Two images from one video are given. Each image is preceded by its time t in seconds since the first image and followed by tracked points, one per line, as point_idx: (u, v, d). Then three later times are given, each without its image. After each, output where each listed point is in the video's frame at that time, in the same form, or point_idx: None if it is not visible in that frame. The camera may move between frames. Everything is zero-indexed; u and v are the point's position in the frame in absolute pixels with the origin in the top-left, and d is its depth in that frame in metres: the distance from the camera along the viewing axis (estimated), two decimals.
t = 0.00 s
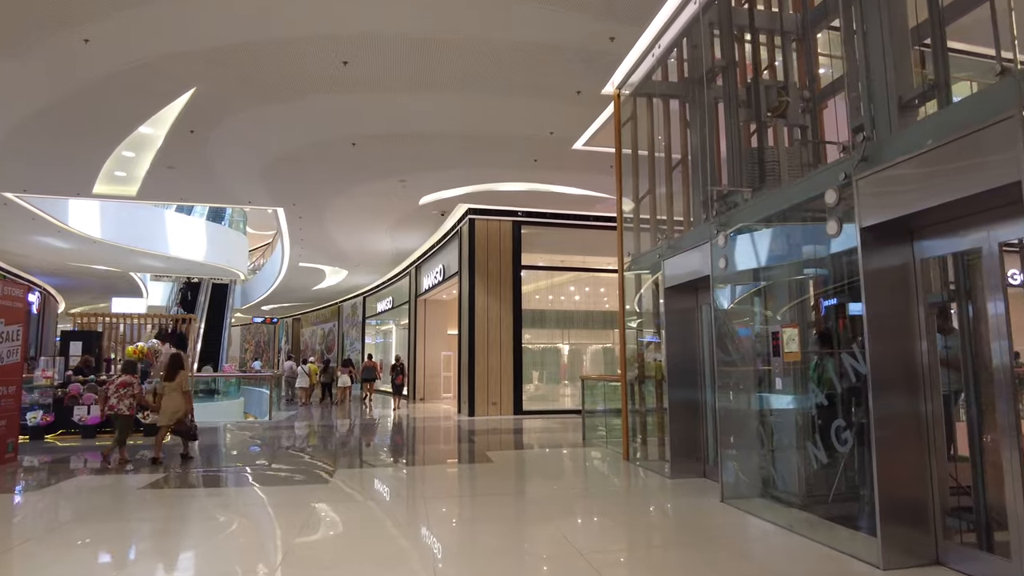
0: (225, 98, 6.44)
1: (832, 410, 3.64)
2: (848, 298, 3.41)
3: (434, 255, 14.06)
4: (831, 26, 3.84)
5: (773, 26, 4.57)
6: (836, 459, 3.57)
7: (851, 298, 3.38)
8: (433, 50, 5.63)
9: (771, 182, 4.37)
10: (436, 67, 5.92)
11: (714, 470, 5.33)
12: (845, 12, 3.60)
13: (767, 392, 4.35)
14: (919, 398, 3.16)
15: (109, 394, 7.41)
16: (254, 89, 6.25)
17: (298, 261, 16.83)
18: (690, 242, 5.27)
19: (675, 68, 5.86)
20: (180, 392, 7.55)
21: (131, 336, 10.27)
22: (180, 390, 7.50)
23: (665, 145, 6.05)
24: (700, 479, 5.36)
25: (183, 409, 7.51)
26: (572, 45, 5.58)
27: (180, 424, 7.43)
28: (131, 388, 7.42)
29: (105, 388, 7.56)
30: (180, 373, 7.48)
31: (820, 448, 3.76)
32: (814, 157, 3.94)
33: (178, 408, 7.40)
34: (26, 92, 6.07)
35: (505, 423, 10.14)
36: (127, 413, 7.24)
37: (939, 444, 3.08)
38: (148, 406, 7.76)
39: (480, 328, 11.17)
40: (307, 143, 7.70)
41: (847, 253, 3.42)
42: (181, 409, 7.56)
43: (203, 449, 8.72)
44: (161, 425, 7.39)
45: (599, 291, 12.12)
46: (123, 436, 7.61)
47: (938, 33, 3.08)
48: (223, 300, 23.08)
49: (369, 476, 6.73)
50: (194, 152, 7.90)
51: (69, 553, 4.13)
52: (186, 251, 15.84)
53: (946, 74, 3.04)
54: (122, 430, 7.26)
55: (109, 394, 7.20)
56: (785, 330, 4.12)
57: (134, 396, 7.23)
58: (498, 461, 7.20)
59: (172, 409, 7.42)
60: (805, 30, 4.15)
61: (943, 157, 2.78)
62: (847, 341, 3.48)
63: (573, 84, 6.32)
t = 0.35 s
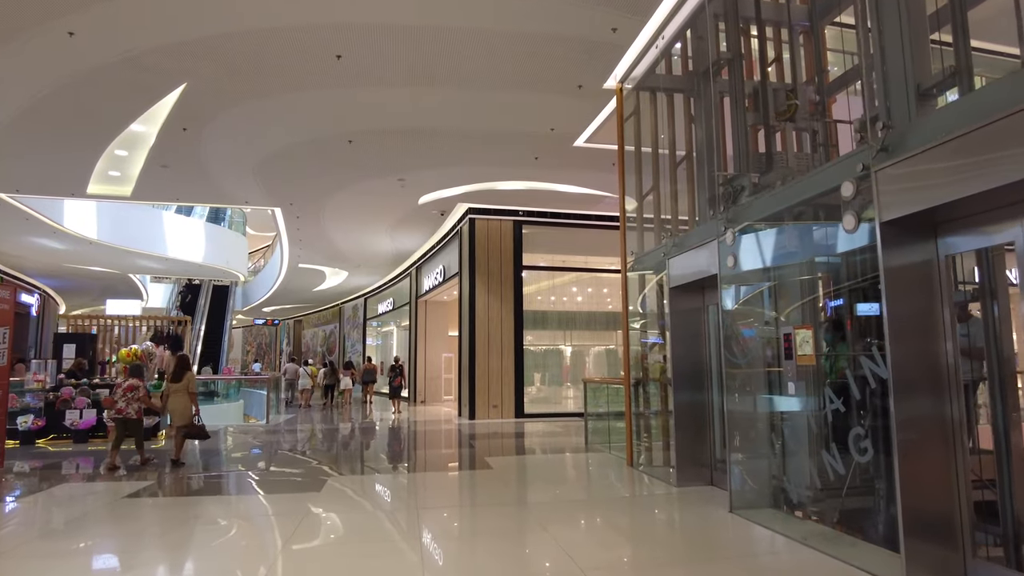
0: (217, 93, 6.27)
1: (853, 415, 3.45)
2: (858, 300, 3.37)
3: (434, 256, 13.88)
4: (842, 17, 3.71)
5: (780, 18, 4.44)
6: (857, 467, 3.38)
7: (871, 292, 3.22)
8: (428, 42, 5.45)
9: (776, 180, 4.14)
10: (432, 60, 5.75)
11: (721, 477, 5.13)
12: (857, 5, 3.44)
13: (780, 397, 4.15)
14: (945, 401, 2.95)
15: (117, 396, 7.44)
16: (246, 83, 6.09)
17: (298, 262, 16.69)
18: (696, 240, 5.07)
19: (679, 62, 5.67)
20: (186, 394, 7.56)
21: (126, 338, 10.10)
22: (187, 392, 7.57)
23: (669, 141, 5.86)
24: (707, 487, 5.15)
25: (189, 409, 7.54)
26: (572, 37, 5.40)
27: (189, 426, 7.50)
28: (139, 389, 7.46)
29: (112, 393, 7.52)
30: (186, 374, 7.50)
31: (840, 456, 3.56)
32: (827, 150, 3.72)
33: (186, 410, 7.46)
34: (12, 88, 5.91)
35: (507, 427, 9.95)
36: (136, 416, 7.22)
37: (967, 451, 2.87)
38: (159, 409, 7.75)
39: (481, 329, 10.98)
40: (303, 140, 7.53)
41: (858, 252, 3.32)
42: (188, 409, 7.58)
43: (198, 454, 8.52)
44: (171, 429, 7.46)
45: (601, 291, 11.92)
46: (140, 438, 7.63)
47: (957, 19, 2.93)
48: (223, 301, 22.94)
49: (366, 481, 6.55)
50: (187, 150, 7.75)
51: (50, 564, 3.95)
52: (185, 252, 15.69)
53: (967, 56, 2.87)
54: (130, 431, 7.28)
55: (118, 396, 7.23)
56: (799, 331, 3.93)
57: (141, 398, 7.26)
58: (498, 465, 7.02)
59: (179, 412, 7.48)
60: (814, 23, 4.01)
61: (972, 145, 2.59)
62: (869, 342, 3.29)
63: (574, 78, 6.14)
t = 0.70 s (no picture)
0: (215, 89, 6.15)
1: (882, 420, 3.27)
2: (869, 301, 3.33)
3: (439, 257, 13.72)
4: (858, 9, 3.57)
5: (792, 11, 4.30)
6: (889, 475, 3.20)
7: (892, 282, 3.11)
8: (430, 35, 5.31)
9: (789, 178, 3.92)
10: (433, 54, 5.59)
11: (735, 484, 4.93)
12: None
13: (801, 400, 3.97)
14: (980, 403, 2.76)
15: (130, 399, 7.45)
16: (245, 79, 5.97)
17: (302, 264, 16.58)
18: (707, 236, 4.88)
19: (689, 55, 5.50)
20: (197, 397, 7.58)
21: (126, 340, 9.99)
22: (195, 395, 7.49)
23: (677, 138, 5.69)
24: (720, 494, 4.95)
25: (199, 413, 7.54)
26: (578, 29, 5.25)
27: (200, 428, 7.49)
28: (153, 393, 7.48)
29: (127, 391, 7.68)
30: (196, 376, 7.52)
31: (868, 463, 3.38)
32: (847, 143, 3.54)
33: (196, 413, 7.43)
34: (7, 85, 5.81)
35: (512, 431, 9.76)
36: (151, 417, 7.34)
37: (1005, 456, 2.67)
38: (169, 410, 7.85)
39: (485, 331, 10.81)
40: (303, 138, 7.40)
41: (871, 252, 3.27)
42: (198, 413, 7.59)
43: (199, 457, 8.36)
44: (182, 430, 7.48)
45: (608, 293, 11.72)
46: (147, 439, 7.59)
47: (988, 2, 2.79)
48: (228, 304, 22.85)
49: (367, 485, 6.39)
50: (187, 149, 7.64)
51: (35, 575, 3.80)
52: (188, 254, 15.60)
53: (998, 40, 2.71)
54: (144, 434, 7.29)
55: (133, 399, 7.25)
56: (819, 331, 3.75)
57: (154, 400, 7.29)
58: (503, 471, 6.83)
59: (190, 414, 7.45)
60: (828, 16, 3.89)
61: (1007, 130, 2.40)
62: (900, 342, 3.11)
63: (580, 72, 5.98)
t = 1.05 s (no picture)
0: (212, 85, 6.01)
1: (910, 428, 3.09)
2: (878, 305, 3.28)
3: (441, 258, 13.56)
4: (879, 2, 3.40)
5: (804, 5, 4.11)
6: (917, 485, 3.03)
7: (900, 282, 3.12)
8: (431, 29, 5.16)
9: (813, 170, 3.71)
10: (436, 48, 5.44)
11: (747, 493, 4.75)
12: None
13: (820, 406, 3.80)
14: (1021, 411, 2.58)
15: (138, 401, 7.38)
16: (243, 74, 5.82)
17: (304, 265, 16.45)
18: (720, 236, 4.70)
19: (698, 49, 5.33)
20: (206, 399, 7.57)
21: (123, 341, 9.83)
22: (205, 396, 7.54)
23: (686, 135, 5.52)
24: (732, 504, 4.78)
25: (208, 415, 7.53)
26: (584, 21, 5.08)
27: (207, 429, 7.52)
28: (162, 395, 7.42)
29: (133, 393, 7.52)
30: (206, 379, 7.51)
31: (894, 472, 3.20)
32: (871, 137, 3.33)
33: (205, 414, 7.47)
34: None
35: (515, 435, 9.59)
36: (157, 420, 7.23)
37: None
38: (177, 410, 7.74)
39: (488, 333, 10.64)
40: (303, 136, 7.26)
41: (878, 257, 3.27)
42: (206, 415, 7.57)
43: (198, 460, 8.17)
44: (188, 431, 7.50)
45: (612, 295, 11.55)
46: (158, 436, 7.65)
47: None
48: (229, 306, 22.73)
49: (366, 491, 6.22)
50: (184, 147, 7.51)
51: None
52: (188, 256, 15.47)
53: None
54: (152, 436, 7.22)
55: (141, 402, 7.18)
56: (841, 334, 3.57)
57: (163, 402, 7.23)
58: (506, 477, 6.66)
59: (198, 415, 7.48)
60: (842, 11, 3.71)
61: None
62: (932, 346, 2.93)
63: (586, 66, 5.82)
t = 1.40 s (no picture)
0: (205, 78, 5.87)
1: (933, 431, 2.94)
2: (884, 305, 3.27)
3: (441, 258, 13.41)
4: None
5: None
6: (941, 493, 2.88)
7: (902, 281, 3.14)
8: (429, 21, 5.02)
9: (823, 151, 3.58)
10: (434, 40, 5.30)
11: (755, 498, 4.59)
12: None
13: (833, 409, 3.64)
14: None
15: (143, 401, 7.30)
16: (236, 67, 5.68)
17: (303, 265, 16.30)
18: (727, 233, 4.55)
19: (704, 40, 5.18)
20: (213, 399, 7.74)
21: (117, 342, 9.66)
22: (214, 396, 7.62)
23: (691, 131, 5.36)
24: (740, 510, 4.62)
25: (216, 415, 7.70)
26: (586, 11, 4.94)
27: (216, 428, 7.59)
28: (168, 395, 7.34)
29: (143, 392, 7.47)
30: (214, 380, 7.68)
31: (913, 478, 3.06)
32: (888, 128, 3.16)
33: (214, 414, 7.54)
34: None
35: (515, 437, 9.44)
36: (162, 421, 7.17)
37: None
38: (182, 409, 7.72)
39: (488, 334, 10.49)
40: (299, 132, 7.12)
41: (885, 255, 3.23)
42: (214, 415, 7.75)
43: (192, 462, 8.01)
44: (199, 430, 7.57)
45: (614, 295, 11.42)
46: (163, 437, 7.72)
47: None
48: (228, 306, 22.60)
49: (363, 495, 6.07)
50: (178, 144, 7.37)
51: None
52: (186, 256, 15.33)
53: None
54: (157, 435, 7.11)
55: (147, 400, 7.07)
56: (857, 334, 3.40)
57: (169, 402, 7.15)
58: (505, 480, 6.52)
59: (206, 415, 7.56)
60: None
61: None
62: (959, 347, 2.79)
63: (589, 59, 5.67)
